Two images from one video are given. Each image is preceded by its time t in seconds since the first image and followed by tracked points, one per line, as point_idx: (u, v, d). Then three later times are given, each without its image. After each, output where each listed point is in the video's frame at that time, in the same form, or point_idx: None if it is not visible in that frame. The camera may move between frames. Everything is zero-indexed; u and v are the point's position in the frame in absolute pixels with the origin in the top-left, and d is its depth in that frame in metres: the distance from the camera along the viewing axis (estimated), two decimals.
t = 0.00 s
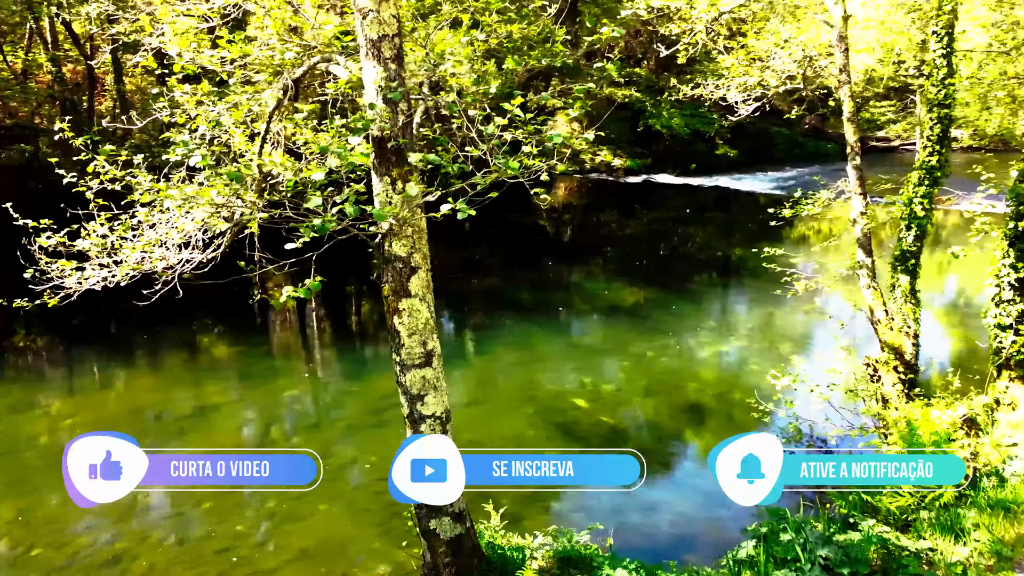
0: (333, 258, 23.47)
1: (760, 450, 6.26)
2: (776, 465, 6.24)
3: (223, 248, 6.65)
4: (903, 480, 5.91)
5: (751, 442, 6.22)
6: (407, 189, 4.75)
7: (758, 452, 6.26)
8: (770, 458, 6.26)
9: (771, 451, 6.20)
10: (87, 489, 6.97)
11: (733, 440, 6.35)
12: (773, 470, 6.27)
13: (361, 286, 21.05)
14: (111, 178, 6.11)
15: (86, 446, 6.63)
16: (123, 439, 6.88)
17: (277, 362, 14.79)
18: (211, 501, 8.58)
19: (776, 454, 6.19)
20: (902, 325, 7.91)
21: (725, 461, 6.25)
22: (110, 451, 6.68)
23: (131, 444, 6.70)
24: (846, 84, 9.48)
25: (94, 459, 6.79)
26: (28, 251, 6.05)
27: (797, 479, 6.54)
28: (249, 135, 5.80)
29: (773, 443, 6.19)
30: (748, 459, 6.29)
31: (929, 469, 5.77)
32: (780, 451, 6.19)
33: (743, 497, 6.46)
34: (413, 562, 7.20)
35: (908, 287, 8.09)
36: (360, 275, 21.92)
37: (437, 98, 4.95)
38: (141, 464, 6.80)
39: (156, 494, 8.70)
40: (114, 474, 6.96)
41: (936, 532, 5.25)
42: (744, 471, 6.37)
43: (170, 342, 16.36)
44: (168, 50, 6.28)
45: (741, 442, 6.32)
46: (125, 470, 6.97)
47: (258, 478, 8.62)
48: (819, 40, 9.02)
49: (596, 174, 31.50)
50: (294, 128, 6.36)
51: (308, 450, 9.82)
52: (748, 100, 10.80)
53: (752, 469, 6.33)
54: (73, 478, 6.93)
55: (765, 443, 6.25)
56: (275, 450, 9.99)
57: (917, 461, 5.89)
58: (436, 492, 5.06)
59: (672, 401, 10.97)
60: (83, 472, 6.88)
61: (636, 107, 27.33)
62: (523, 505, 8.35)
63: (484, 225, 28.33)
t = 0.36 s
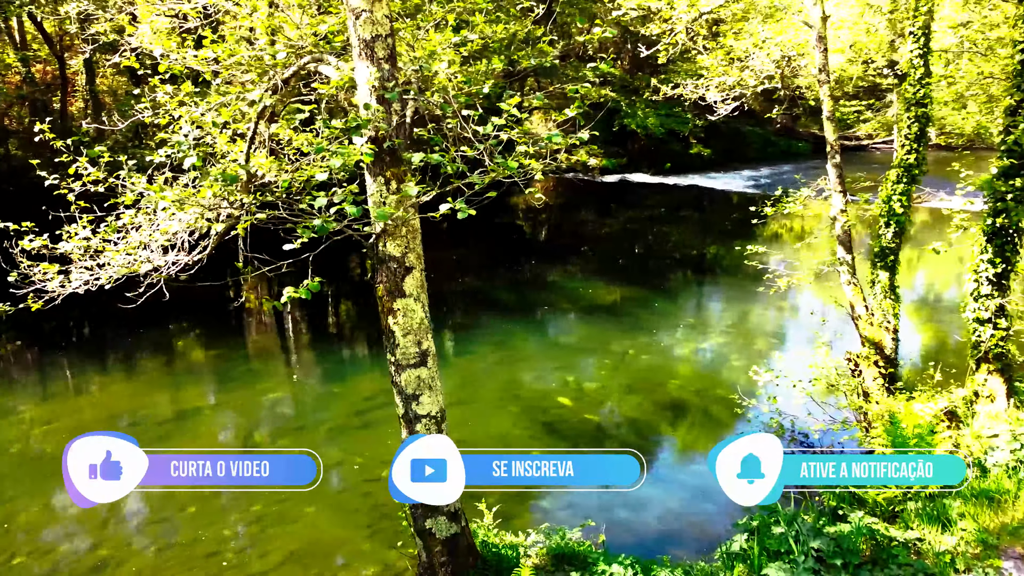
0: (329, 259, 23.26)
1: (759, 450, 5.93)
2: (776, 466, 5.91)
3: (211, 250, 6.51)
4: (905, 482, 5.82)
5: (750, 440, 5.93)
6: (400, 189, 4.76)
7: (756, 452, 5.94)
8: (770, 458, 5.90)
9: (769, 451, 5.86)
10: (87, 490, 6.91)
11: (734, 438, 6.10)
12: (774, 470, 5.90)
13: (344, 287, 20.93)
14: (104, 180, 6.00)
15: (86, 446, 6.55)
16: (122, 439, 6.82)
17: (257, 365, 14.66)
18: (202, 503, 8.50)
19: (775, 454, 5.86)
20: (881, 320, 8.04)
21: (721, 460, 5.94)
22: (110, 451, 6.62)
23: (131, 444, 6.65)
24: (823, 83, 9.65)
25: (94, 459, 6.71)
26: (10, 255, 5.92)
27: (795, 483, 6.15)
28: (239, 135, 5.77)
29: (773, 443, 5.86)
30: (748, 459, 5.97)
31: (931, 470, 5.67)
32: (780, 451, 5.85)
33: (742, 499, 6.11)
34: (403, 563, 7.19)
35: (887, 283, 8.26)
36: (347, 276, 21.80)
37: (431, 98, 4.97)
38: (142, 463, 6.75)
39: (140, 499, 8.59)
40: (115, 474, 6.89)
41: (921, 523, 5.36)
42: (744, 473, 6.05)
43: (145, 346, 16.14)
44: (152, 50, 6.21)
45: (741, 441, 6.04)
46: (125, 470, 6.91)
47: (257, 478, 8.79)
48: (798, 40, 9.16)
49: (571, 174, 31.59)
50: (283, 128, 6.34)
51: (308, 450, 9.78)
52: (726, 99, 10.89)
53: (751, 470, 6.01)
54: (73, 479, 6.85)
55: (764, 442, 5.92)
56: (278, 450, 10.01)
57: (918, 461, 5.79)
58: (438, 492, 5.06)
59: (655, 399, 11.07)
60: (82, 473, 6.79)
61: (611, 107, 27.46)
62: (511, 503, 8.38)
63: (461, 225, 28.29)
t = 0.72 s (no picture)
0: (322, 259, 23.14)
1: (758, 449, 5.93)
2: (776, 465, 5.84)
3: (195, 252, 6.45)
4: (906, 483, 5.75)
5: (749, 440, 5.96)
6: (394, 190, 4.76)
7: (756, 451, 5.92)
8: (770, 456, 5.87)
9: (770, 449, 5.86)
10: (87, 490, 7.01)
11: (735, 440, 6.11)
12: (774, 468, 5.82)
13: (326, 288, 20.79)
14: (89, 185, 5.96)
15: (88, 445, 6.68)
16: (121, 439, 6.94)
17: (235, 367, 14.53)
18: (194, 505, 8.45)
19: (776, 452, 5.83)
20: (861, 315, 8.18)
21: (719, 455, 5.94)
22: (110, 451, 6.74)
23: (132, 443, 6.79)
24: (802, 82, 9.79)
25: (94, 459, 6.81)
26: None
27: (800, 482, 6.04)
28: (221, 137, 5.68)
29: (772, 443, 5.89)
30: (748, 459, 5.95)
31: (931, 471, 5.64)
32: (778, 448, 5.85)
33: (741, 499, 5.87)
34: (392, 563, 7.19)
35: (867, 279, 8.41)
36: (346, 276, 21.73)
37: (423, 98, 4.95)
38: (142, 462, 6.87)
39: (125, 503, 8.52)
40: (114, 473, 6.98)
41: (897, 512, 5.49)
42: (745, 474, 5.94)
43: (120, 350, 15.91)
44: (136, 51, 6.15)
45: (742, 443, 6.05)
46: (125, 469, 7.01)
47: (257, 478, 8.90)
48: (777, 40, 9.27)
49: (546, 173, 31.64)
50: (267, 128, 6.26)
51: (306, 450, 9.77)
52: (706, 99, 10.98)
53: (751, 470, 5.91)
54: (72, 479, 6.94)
55: (764, 444, 5.94)
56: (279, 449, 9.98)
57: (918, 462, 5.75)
58: (438, 492, 5.07)
59: (638, 396, 11.15)
60: (82, 473, 6.90)
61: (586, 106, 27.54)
62: (499, 501, 8.40)
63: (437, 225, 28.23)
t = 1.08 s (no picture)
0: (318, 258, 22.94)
1: (760, 449, 5.65)
2: (777, 467, 5.63)
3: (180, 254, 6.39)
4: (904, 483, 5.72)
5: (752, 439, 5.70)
6: (386, 190, 4.77)
7: (758, 452, 5.65)
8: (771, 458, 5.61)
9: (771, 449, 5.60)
10: (88, 490, 6.99)
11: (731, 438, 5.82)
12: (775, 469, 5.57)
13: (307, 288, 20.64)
14: (74, 187, 5.88)
15: (87, 445, 6.63)
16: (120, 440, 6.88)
17: (214, 370, 14.40)
18: (178, 508, 8.39)
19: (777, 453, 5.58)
20: (841, 311, 8.32)
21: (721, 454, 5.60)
22: (110, 451, 6.68)
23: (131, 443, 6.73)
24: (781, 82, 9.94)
25: (95, 459, 6.78)
26: None
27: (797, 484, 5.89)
28: (208, 138, 5.63)
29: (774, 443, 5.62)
30: (748, 458, 5.66)
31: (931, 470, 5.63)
32: (781, 449, 5.62)
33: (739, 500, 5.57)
34: (380, 564, 7.18)
35: (846, 275, 8.54)
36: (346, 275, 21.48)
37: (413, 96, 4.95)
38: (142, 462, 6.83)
39: (110, 507, 8.43)
40: (114, 474, 6.95)
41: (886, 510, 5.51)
42: (744, 473, 5.68)
43: (95, 353, 15.66)
44: (119, 50, 6.07)
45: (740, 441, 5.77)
46: (124, 470, 6.97)
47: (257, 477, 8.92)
48: (755, 40, 9.38)
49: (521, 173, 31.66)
50: (251, 128, 6.22)
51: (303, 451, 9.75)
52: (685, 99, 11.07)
53: (751, 469, 5.65)
54: (73, 479, 6.93)
55: (765, 444, 5.69)
56: (276, 450, 9.98)
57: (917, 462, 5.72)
58: (437, 492, 5.11)
59: (620, 394, 11.22)
60: (82, 473, 6.86)
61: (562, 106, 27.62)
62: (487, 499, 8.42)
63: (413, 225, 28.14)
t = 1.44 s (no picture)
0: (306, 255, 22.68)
1: (760, 449, 5.63)
2: (777, 467, 5.57)
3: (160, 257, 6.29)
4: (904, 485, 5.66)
5: (753, 440, 5.72)
6: (375, 189, 4.77)
7: (757, 451, 5.62)
8: (770, 459, 5.56)
9: (771, 450, 5.55)
10: (87, 489, 6.92)
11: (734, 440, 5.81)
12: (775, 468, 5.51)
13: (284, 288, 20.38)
14: (53, 189, 5.74)
15: (87, 445, 6.57)
16: (120, 439, 6.82)
17: (189, 373, 14.23)
18: (159, 513, 8.29)
19: (776, 454, 5.53)
20: (818, 307, 8.46)
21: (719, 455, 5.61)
22: (110, 451, 6.61)
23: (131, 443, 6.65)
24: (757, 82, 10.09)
25: (94, 459, 6.72)
26: None
27: (797, 483, 5.69)
28: (190, 138, 5.55)
29: (774, 445, 5.57)
30: (748, 458, 5.64)
31: (931, 470, 5.58)
32: (780, 449, 5.57)
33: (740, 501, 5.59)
34: (365, 566, 7.17)
35: (823, 272, 8.68)
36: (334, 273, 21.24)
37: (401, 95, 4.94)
38: (142, 461, 6.77)
39: (92, 512, 8.31)
40: (114, 473, 6.88)
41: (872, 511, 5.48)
42: (744, 473, 5.64)
43: (65, 358, 15.34)
44: (96, 49, 5.97)
45: (742, 441, 5.75)
46: (124, 469, 6.90)
47: (257, 477, 9.01)
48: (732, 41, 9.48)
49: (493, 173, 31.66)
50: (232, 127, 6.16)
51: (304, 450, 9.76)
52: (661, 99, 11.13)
53: (751, 469, 5.61)
54: (73, 479, 6.87)
55: (765, 445, 5.68)
56: (272, 449, 9.99)
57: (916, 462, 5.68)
58: (438, 492, 5.15)
59: (600, 391, 11.30)
60: (82, 473, 6.78)
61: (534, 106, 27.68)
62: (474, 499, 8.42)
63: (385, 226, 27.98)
